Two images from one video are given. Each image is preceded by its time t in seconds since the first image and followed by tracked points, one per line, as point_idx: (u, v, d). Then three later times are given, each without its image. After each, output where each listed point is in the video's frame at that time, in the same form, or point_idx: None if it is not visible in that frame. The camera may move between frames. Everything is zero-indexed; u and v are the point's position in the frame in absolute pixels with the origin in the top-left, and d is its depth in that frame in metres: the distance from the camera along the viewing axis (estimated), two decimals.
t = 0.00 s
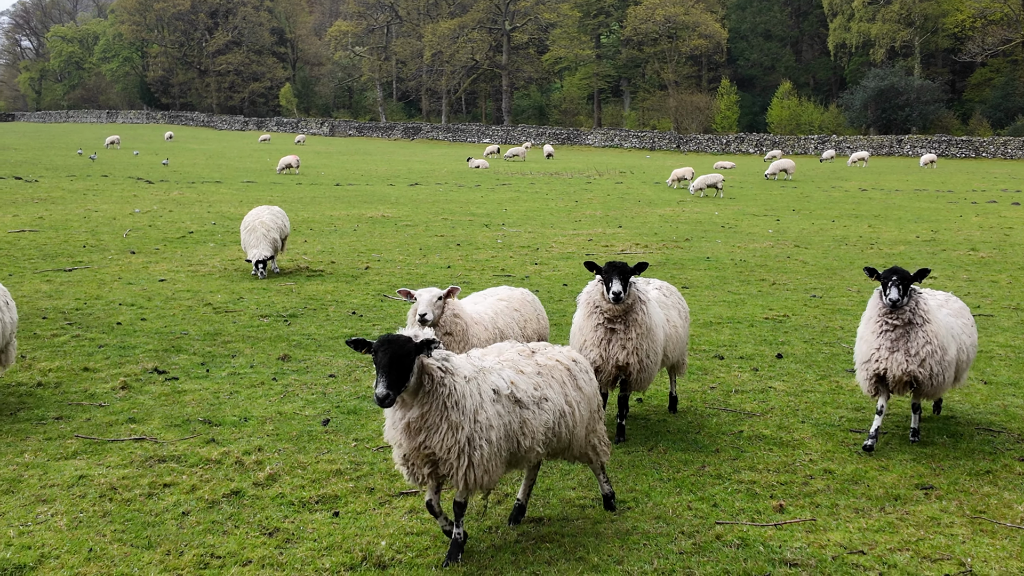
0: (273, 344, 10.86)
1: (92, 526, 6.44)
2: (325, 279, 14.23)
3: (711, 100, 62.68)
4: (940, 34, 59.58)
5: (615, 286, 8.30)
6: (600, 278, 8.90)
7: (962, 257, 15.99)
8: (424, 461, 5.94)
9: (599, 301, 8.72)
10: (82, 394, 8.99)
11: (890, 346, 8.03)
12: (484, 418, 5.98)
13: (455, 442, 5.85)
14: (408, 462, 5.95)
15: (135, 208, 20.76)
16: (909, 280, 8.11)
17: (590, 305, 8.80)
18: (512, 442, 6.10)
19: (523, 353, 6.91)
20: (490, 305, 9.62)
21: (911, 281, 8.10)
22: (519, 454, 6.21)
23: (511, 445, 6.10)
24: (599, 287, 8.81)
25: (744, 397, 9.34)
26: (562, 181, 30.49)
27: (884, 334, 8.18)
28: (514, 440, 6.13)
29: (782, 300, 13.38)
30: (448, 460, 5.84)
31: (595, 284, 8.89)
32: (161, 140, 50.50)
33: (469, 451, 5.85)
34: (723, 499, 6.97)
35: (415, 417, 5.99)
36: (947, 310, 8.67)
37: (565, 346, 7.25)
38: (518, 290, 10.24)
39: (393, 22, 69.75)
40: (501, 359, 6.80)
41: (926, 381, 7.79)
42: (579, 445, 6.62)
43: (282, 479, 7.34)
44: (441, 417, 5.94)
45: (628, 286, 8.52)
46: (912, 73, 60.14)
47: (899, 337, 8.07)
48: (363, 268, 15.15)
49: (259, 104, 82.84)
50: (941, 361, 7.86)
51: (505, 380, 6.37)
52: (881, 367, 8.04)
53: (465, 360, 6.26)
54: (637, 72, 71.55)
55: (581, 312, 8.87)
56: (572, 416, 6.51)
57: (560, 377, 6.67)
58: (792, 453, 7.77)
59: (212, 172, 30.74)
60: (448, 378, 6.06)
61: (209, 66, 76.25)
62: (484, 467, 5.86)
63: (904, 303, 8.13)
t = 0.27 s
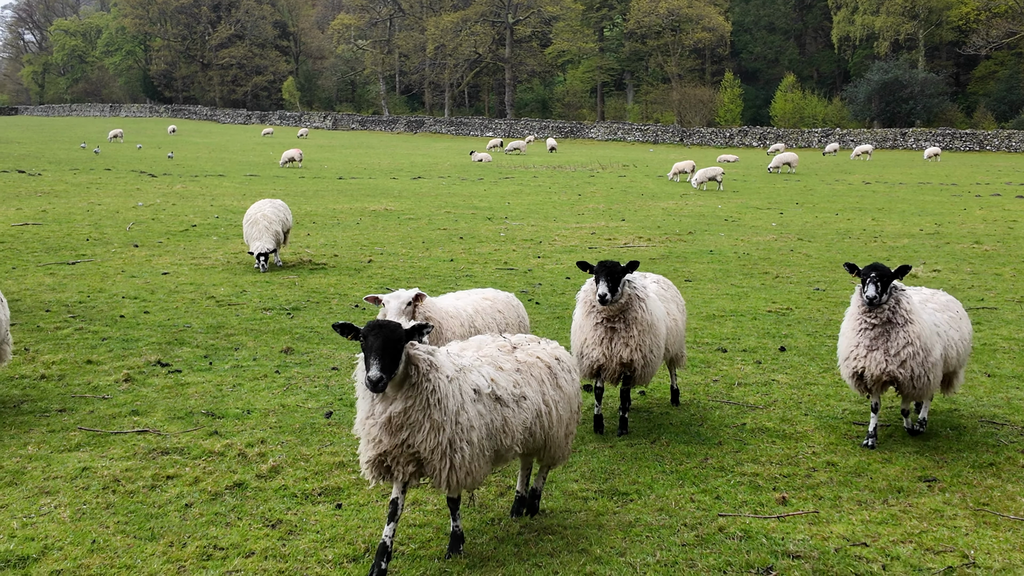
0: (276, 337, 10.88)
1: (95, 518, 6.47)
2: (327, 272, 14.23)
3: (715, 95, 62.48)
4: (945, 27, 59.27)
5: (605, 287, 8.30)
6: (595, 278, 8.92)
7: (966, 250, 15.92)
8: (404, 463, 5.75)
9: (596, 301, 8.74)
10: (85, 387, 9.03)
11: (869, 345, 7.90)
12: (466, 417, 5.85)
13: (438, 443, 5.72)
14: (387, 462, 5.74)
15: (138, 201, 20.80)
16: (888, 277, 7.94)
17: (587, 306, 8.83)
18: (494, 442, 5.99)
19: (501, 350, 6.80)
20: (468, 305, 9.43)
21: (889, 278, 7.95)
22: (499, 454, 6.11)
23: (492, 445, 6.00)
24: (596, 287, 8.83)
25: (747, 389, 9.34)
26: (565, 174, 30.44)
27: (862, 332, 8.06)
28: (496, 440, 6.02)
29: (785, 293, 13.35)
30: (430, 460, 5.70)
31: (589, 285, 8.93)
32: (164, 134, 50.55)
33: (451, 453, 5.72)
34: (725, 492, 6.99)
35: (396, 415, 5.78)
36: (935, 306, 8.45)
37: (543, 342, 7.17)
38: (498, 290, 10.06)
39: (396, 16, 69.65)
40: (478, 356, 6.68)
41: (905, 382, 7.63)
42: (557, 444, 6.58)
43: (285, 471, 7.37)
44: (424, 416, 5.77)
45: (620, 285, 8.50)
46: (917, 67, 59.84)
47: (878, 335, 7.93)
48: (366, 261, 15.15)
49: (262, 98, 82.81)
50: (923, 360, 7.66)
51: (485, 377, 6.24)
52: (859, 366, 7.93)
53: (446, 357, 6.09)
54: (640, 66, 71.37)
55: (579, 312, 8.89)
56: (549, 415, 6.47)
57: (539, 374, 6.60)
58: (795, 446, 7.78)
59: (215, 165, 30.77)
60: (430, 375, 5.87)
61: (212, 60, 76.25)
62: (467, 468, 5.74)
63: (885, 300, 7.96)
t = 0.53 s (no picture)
0: (282, 330, 10.90)
1: (102, 510, 6.51)
2: (333, 266, 14.23)
3: (721, 87, 62.20)
4: (952, 19, 58.93)
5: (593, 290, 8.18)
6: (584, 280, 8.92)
7: (972, 244, 15.88)
8: (384, 471, 5.75)
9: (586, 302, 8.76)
10: (92, 379, 9.07)
11: (852, 341, 7.88)
12: (448, 422, 5.82)
13: (419, 449, 5.69)
14: (368, 471, 5.73)
15: (144, 194, 20.83)
16: (875, 273, 7.80)
17: (579, 308, 8.80)
18: (477, 444, 5.97)
19: (481, 347, 6.73)
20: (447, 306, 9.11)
21: (877, 275, 7.79)
22: (483, 455, 6.09)
23: (476, 447, 5.98)
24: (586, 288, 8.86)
25: (752, 383, 9.35)
26: (570, 168, 30.40)
27: (848, 329, 8.02)
28: (479, 442, 6.00)
29: (790, 287, 13.32)
30: (411, 467, 5.69)
31: (579, 288, 8.88)
32: (169, 127, 50.54)
33: (432, 459, 5.71)
34: (731, 486, 7.02)
35: (375, 422, 5.76)
36: (930, 305, 8.27)
37: (527, 336, 7.13)
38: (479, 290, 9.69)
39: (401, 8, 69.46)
40: (459, 354, 6.61)
41: (885, 378, 7.55)
42: (543, 441, 6.53)
43: (291, 464, 7.41)
44: (403, 422, 5.75)
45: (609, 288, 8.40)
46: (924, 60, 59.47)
47: (862, 332, 7.89)
48: (371, 254, 15.15)
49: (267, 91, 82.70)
50: (906, 357, 7.54)
51: (466, 377, 6.19)
52: (843, 361, 7.90)
53: (425, 359, 6.03)
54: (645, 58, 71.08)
55: (572, 315, 8.87)
56: (533, 412, 6.42)
57: (520, 371, 6.54)
58: (800, 440, 7.80)
59: (220, 158, 30.81)
60: (408, 380, 5.84)
61: (217, 52, 76.15)
62: (449, 473, 5.73)
63: (871, 296, 7.84)
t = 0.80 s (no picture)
0: (289, 325, 10.92)
1: (111, 504, 6.55)
2: (339, 261, 14.24)
3: (727, 82, 61.95)
4: (959, 13, 58.58)
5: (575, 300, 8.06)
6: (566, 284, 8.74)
7: (980, 238, 15.84)
8: (374, 462, 5.75)
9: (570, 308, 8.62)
10: (100, 373, 9.11)
11: (846, 349, 7.66)
12: (439, 413, 5.81)
13: (408, 441, 5.68)
14: (356, 462, 5.75)
15: (150, 189, 20.86)
16: (870, 278, 7.58)
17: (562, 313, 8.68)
18: (468, 439, 5.96)
19: (475, 342, 6.76)
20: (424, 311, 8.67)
21: (872, 279, 7.57)
22: (475, 450, 6.07)
23: (467, 441, 5.96)
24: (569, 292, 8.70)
25: (759, 377, 9.38)
26: (576, 162, 30.36)
27: (843, 337, 7.77)
28: (470, 436, 5.99)
29: (797, 282, 13.29)
30: (399, 459, 5.68)
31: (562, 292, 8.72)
32: (176, 122, 50.57)
33: (422, 452, 5.69)
34: (738, 480, 7.09)
35: (364, 414, 5.78)
36: (923, 314, 8.12)
37: (521, 330, 7.15)
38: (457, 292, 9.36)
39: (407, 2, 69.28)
40: (453, 349, 6.64)
41: (880, 388, 7.33)
42: (538, 436, 6.52)
43: (299, 458, 7.45)
44: (392, 413, 5.75)
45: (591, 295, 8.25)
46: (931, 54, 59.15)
47: (857, 339, 7.66)
48: (377, 249, 15.15)
49: (273, 85, 82.61)
50: (901, 366, 7.35)
51: (458, 371, 6.19)
52: (836, 371, 7.68)
53: (416, 352, 6.05)
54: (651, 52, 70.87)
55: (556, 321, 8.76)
56: (527, 407, 6.40)
57: (514, 365, 6.54)
58: (807, 434, 7.86)
59: (227, 153, 30.84)
60: (399, 371, 5.85)
61: (223, 47, 76.13)
62: (438, 467, 5.70)
63: (866, 301, 7.62)
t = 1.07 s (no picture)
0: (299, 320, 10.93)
1: (125, 497, 6.60)
2: (349, 256, 14.27)
3: (735, 77, 61.72)
4: (968, 7, 58.32)
5: (580, 287, 7.97)
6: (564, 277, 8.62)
7: (991, 234, 15.84)
8: (380, 461, 5.77)
9: (564, 302, 8.48)
10: (112, 368, 9.16)
11: (845, 347, 7.56)
12: (447, 415, 5.82)
13: (415, 441, 5.70)
14: (361, 459, 5.78)
15: (159, 184, 20.88)
16: (866, 274, 7.52)
17: (557, 307, 8.57)
18: (473, 440, 6.00)
19: (484, 339, 6.76)
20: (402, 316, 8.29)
21: (870, 276, 7.52)
22: (479, 452, 6.11)
23: (472, 443, 6.00)
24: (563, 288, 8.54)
25: (770, 373, 9.50)
26: (584, 157, 30.33)
27: (839, 334, 7.70)
28: (476, 438, 6.02)
29: (807, 277, 13.30)
30: (404, 459, 5.70)
31: (559, 286, 8.61)
32: (183, 117, 50.54)
33: (428, 453, 5.71)
34: (750, 476, 7.31)
35: (372, 412, 5.79)
36: (917, 310, 8.12)
37: (529, 329, 7.13)
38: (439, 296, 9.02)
39: None
40: (462, 346, 6.63)
41: (883, 388, 7.29)
42: (542, 436, 6.58)
43: (311, 453, 7.52)
44: (400, 413, 5.76)
45: (593, 287, 8.15)
46: (939, 49, 58.84)
47: (856, 337, 7.58)
48: (387, 244, 15.17)
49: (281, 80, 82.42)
50: (903, 364, 7.32)
51: (467, 370, 6.19)
52: (833, 368, 7.58)
53: (427, 350, 6.03)
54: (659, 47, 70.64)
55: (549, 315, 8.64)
56: (533, 408, 6.44)
57: (522, 365, 6.55)
58: (818, 430, 8.12)
59: (235, 148, 30.83)
60: (409, 370, 5.84)
61: (231, 42, 75.97)
62: (443, 469, 5.74)
63: (863, 299, 7.56)
